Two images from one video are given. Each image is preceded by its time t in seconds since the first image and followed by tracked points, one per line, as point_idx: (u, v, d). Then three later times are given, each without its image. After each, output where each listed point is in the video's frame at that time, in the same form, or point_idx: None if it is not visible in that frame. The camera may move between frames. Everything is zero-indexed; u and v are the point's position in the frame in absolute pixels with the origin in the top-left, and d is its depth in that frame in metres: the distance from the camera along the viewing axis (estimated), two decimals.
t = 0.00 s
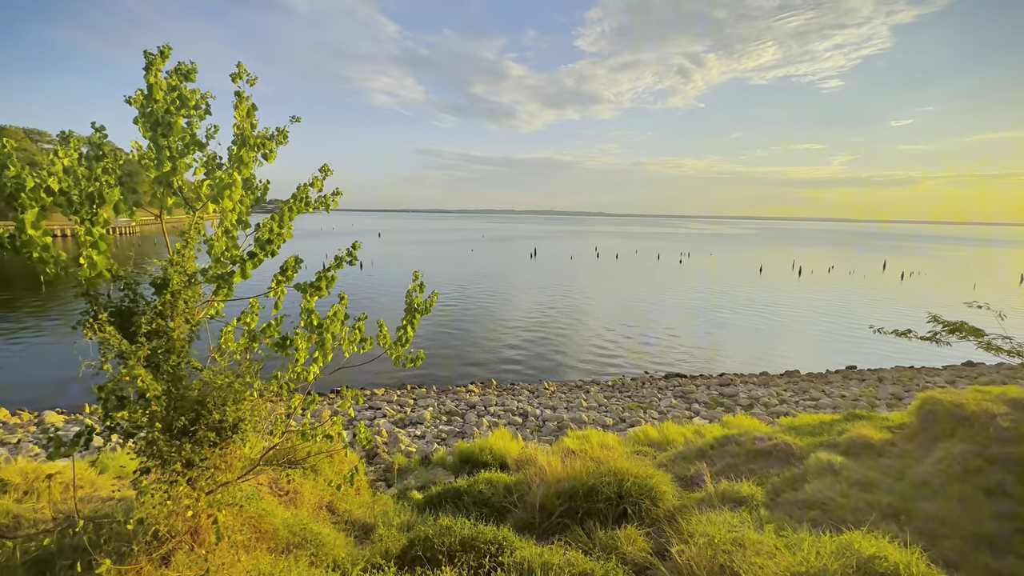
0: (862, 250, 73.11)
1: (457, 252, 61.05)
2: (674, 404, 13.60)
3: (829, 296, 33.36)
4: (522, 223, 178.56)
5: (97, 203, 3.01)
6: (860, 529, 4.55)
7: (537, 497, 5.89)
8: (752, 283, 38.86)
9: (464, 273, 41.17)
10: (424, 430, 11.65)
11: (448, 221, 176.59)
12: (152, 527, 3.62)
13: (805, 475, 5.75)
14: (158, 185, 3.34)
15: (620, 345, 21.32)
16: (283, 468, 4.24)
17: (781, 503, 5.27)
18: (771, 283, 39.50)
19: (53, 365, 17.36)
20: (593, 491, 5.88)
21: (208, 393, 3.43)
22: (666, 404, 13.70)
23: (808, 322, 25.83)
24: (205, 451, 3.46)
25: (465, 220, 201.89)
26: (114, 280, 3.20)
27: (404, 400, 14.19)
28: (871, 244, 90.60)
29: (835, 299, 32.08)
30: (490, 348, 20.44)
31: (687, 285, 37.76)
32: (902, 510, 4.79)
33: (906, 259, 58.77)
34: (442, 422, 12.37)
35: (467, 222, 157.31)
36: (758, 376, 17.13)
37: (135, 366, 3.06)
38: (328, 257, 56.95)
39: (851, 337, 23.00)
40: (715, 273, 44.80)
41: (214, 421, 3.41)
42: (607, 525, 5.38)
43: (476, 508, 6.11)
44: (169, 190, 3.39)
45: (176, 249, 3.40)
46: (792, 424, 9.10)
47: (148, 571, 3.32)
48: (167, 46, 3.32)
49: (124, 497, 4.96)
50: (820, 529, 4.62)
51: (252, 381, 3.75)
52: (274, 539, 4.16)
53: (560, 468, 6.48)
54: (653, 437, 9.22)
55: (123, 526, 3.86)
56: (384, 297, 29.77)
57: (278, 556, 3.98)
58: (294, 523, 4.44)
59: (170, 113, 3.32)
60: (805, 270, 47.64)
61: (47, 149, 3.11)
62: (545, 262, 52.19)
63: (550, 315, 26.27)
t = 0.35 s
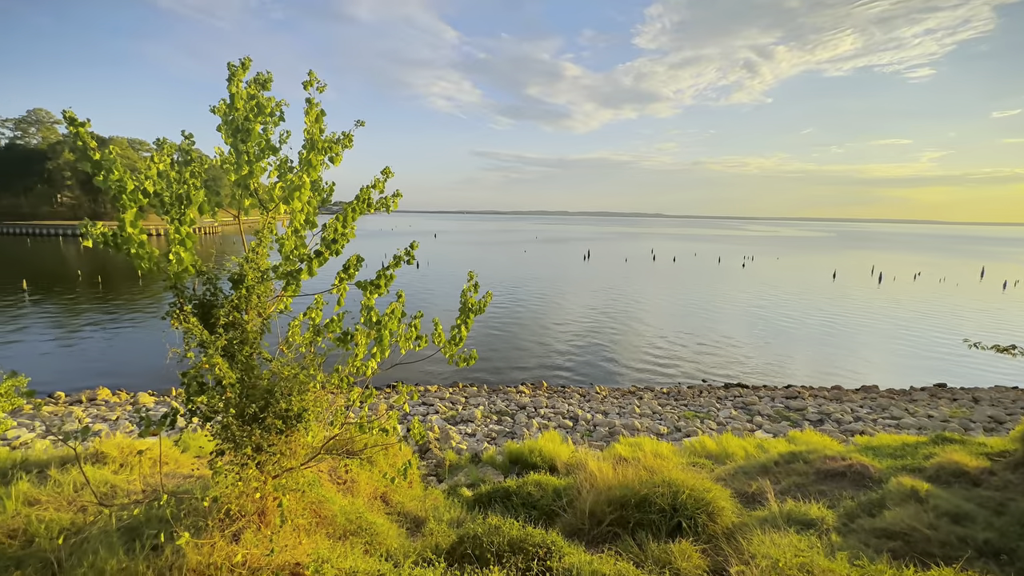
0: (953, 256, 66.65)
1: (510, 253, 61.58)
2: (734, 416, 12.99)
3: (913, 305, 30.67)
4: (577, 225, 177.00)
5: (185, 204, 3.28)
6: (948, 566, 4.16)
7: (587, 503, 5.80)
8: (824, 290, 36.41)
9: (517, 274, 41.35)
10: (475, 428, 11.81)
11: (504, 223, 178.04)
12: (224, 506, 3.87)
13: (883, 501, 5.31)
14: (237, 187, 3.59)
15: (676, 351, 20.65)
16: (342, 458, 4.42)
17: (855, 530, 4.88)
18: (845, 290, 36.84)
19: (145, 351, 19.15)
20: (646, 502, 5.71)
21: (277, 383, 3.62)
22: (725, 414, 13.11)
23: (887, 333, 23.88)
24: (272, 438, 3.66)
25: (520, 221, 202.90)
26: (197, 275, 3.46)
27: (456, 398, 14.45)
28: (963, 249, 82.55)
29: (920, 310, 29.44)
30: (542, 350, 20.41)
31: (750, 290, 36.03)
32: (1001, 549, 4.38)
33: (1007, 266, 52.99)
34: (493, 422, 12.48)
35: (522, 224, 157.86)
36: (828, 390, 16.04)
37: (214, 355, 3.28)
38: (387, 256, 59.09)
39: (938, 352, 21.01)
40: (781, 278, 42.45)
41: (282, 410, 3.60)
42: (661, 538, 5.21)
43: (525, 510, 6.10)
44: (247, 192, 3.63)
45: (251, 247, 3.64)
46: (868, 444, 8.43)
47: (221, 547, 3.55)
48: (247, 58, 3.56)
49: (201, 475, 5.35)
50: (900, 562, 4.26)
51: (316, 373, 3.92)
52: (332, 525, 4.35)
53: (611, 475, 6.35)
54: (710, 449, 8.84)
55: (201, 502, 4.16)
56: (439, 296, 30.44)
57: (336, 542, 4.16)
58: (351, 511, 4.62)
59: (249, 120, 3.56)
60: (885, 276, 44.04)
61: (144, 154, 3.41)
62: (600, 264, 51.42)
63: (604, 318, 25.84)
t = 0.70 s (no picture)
0: None
1: (553, 254, 61.46)
2: (786, 427, 12.40)
3: (991, 315, 28.27)
4: (622, 226, 174.20)
5: (245, 206, 3.46)
6: None
7: (628, 510, 5.69)
8: (888, 296, 34.15)
9: (560, 276, 41.15)
10: (515, 429, 11.84)
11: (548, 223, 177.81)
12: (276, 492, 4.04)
13: (955, 528, 4.93)
14: (292, 188, 3.74)
15: (724, 358, 19.93)
16: (385, 452, 4.52)
17: (923, 558, 4.56)
18: (913, 296, 34.39)
19: (208, 342, 20.45)
20: (690, 513, 5.56)
21: (325, 378, 3.74)
22: (777, 426, 12.54)
23: (960, 345, 22.12)
24: (322, 429, 3.78)
25: (564, 222, 201.89)
26: (255, 272, 3.63)
27: (497, 398, 14.56)
28: None
29: (1000, 320, 27.09)
30: (583, 353, 20.21)
31: (805, 296, 34.30)
32: None
33: None
34: (533, 423, 12.47)
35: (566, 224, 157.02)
36: (892, 405, 15.02)
37: (270, 348, 3.44)
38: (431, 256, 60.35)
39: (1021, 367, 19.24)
40: (840, 284, 40.16)
41: (330, 403, 3.71)
42: (706, 551, 5.04)
43: (564, 514, 6.05)
44: (301, 194, 3.78)
45: (304, 247, 3.79)
46: (937, 465, 7.84)
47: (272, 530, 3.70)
48: (305, 66, 3.72)
49: (256, 461, 5.63)
50: None
51: (362, 369, 4.03)
52: (375, 517, 4.46)
53: (653, 484, 6.21)
54: (760, 462, 8.47)
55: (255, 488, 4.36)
56: (482, 297, 30.73)
57: (378, 534, 4.27)
58: (393, 505, 4.73)
59: (304, 125, 3.72)
60: (960, 283, 40.80)
61: (211, 159, 3.64)
62: (645, 267, 50.37)
63: (648, 322, 25.29)
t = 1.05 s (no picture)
0: None
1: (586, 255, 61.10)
2: (828, 439, 11.95)
3: None
4: (657, 227, 171.38)
5: (286, 206, 3.63)
6: None
7: (659, 517, 5.63)
8: (942, 303, 32.36)
9: (592, 278, 40.86)
10: (545, 430, 11.86)
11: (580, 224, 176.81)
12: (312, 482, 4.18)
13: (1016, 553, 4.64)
14: (332, 190, 3.89)
15: (762, 365, 19.35)
16: (417, 448, 4.61)
17: None
18: (970, 303, 32.49)
19: (252, 336, 21.38)
20: (724, 523, 5.46)
21: (360, 373, 3.85)
22: (818, 436, 12.10)
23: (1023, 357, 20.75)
24: (356, 424, 3.89)
25: (597, 223, 200.23)
26: (296, 270, 3.79)
27: (528, 398, 14.63)
28: None
29: None
30: (615, 356, 20.02)
31: (851, 301, 32.84)
32: None
33: None
34: (563, 425, 12.47)
35: (599, 225, 155.74)
36: (945, 418, 14.24)
37: (308, 344, 3.59)
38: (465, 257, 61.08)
39: None
40: (890, 288, 38.25)
41: (365, 398, 3.82)
42: (740, 563, 4.93)
43: (593, 517, 6.04)
44: (339, 195, 3.93)
45: (342, 246, 3.93)
46: (996, 484, 7.39)
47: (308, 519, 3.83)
48: (344, 71, 3.87)
49: (294, 453, 5.86)
50: None
51: (395, 366, 4.13)
52: (406, 512, 4.56)
53: (686, 491, 6.12)
54: (799, 474, 8.21)
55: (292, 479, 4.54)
56: (514, 298, 30.87)
57: (409, 528, 4.38)
58: (424, 500, 4.82)
59: (344, 129, 3.85)
60: None
61: (255, 162, 3.83)
62: (680, 269, 49.38)
63: (683, 326, 24.81)
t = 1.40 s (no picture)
0: None
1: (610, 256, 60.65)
2: (862, 447, 11.58)
3: None
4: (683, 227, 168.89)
5: (315, 207, 3.73)
6: None
7: (683, 522, 5.56)
8: (986, 308, 30.96)
9: (616, 279, 40.52)
10: (567, 431, 11.84)
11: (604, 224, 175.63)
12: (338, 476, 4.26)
13: None
14: (360, 189, 3.97)
15: (792, 371, 18.87)
16: (440, 446, 4.67)
17: None
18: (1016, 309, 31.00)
19: (281, 333, 21.95)
20: (751, 531, 5.37)
21: (385, 370, 3.91)
22: (851, 445, 11.73)
23: None
24: (381, 419, 3.95)
25: (621, 223, 198.49)
26: (324, 269, 3.89)
27: (550, 399, 14.62)
28: None
29: None
30: (638, 359, 19.82)
31: (888, 305, 31.69)
32: None
33: None
34: (585, 427, 12.42)
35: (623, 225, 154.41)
36: (988, 429, 13.64)
37: (335, 340, 3.68)
38: (488, 257, 61.35)
39: None
40: (929, 293, 36.77)
41: (389, 394, 3.87)
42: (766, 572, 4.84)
43: (615, 521, 6.01)
44: (367, 195, 4.01)
45: (368, 246, 4.01)
46: None
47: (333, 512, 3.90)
48: (372, 74, 3.96)
49: (321, 448, 6.01)
50: None
51: (419, 364, 4.19)
52: (428, 509, 4.62)
53: (710, 498, 6.05)
54: (830, 483, 8.00)
55: (318, 474, 4.65)
56: (537, 298, 30.86)
57: (431, 524, 4.44)
58: (445, 498, 4.86)
59: (371, 130, 3.94)
60: None
61: (287, 164, 3.95)
62: (707, 271, 48.52)
63: (709, 329, 24.39)
